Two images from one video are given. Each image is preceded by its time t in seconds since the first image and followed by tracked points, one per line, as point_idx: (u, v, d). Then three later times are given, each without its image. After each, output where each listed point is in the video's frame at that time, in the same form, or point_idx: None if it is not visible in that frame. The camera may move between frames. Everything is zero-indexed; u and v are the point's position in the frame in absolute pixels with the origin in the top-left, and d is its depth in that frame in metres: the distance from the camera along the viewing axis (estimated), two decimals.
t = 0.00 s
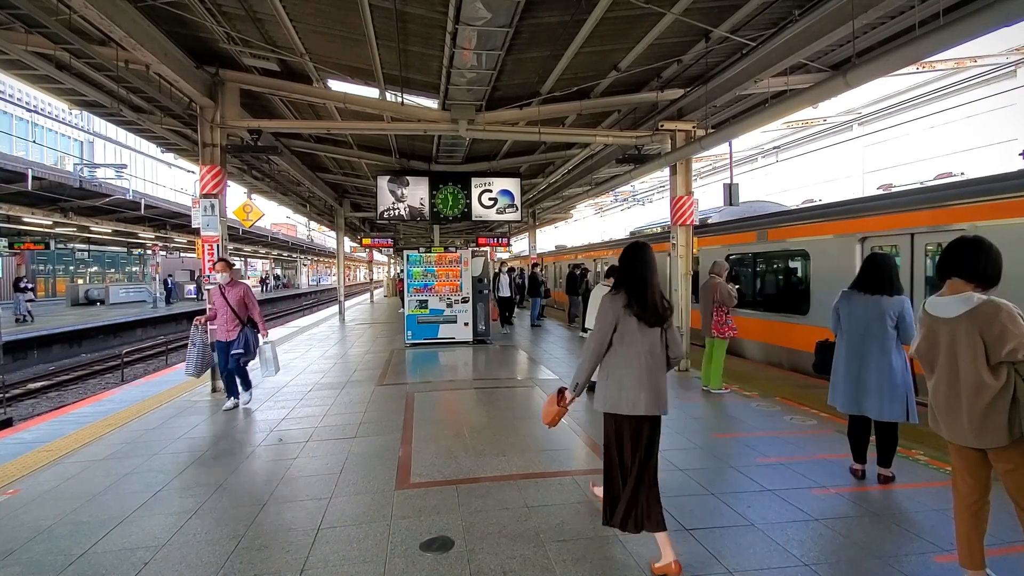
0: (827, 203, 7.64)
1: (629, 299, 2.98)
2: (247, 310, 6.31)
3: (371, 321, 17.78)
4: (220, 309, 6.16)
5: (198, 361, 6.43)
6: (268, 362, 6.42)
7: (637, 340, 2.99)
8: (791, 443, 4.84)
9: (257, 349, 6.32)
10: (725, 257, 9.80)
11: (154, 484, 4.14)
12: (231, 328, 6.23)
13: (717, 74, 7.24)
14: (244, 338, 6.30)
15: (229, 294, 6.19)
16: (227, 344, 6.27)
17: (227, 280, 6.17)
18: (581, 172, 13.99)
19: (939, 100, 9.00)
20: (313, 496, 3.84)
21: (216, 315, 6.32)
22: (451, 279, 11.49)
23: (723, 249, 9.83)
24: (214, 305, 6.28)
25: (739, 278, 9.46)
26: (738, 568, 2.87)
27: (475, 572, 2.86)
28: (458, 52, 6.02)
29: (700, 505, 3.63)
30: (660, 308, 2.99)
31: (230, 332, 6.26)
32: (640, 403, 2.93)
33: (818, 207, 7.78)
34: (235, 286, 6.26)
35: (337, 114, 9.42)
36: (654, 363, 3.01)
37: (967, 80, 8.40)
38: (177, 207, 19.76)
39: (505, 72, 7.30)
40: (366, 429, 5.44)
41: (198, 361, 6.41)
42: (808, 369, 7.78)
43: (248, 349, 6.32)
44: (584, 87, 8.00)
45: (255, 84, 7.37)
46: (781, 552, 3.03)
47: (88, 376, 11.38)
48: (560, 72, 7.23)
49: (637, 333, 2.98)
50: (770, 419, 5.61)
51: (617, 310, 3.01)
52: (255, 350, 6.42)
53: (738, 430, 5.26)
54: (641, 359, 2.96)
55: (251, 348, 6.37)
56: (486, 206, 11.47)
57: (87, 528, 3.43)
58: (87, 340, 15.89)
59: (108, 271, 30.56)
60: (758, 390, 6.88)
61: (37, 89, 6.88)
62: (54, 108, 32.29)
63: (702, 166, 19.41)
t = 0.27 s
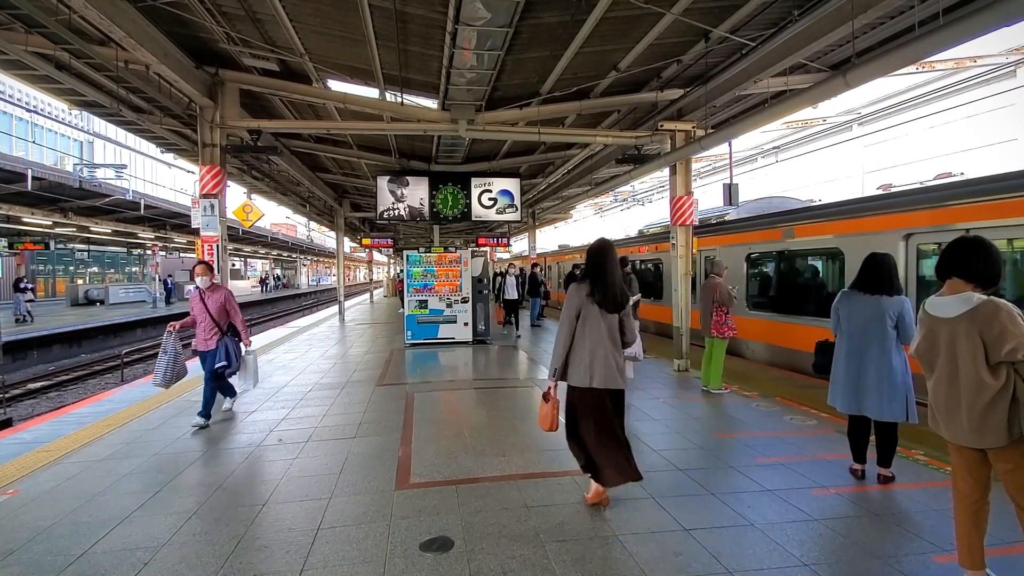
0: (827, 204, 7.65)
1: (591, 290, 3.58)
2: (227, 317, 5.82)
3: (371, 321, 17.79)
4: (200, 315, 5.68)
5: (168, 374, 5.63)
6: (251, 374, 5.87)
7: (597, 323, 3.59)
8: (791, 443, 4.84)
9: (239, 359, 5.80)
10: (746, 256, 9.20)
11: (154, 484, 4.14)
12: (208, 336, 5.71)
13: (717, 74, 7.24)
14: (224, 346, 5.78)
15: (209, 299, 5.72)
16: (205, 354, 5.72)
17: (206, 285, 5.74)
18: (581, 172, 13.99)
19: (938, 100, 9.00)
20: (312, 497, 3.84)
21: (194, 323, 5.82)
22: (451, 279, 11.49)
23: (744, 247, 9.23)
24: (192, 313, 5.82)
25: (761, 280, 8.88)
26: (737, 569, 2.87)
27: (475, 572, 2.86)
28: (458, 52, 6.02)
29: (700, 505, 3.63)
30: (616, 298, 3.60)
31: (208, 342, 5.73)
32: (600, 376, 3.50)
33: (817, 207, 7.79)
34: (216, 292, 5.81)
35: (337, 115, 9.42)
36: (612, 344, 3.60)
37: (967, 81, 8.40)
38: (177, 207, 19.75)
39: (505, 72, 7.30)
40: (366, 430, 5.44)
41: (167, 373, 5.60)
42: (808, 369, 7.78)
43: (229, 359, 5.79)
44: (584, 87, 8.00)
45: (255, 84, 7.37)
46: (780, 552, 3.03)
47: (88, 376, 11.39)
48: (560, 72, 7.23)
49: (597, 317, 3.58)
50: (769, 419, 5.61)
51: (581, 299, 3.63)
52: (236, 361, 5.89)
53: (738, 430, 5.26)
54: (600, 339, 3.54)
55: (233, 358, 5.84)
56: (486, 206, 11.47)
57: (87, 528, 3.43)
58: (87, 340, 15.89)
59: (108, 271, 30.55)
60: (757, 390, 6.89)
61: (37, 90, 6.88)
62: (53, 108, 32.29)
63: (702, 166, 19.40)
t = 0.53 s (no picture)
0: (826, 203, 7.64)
1: (560, 293, 3.85)
2: (206, 317, 5.45)
3: (371, 321, 17.78)
4: (175, 314, 5.31)
5: (138, 381, 5.27)
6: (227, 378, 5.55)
7: (567, 324, 3.85)
8: (790, 443, 4.84)
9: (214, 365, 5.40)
10: (768, 254, 8.62)
11: (152, 484, 4.13)
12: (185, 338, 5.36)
13: (716, 74, 7.24)
14: (200, 350, 5.38)
15: (185, 298, 5.33)
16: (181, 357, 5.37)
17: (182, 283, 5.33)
18: (580, 172, 13.99)
19: (936, 100, 9.02)
20: (312, 497, 3.84)
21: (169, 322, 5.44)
22: (450, 279, 11.49)
23: (765, 244, 8.67)
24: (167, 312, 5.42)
25: (785, 280, 8.30)
26: (737, 568, 2.87)
27: (474, 572, 2.86)
28: (457, 52, 6.02)
29: (699, 505, 3.63)
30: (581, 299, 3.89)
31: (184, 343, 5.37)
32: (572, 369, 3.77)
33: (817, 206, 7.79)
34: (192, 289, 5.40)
35: (336, 114, 9.42)
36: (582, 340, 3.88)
37: (966, 80, 8.41)
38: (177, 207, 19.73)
39: (504, 72, 7.30)
40: (366, 429, 5.43)
41: (136, 380, 5.24)
42: (808, 368, 7.77)
43: (204, 365, 5.38)
44: (583, 87, 7.99)
45: (254, 84, 7.36)
46: (780, 552, 3.04)
47: (87, 376, 11.38)
48: (559, 72, 7.23)
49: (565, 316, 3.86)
50: (769, 419, 5.61)
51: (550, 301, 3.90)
52: (213, 366, 5.50)
53: (737, 430, 5.25)
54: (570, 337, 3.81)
55: (209, 362, 5.45)
56: (486, 206, 11.46)
57: (86, 528, 3.43)
58: (86, 340, 15.87)
59: (107, 271, 30.53)
60: (756, 390, 6.89)
61: (36, 89, 6.87)
62: (52, 108, 32.26)
63: (702, 166, 19.40)
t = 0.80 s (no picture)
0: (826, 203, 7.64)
1: (533, 285, 4.49)
2: (176, 327, 5.06)
3: (371, 321, 17.77)
4: (140, 326, 4.88)
5: (106, 396, 4.93)
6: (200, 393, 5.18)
7: (539, 312, 4.45)
8: (790, 443, 4.84)
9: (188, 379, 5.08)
10: (792, 252, 8.06)
11: (151, 484, 4.13)
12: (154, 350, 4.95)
13: (716, 74, 7.24)
14: (171, 363, 5.03)
15: (154, 306, 4.94)
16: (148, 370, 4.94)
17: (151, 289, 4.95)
18: (580, 171, 13.98)
19: (936, 100, 9.01)
20: (311, 496, 3.84)
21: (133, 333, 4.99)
22: (450, 279, 11.49)
23: (789, 242, 8.10)
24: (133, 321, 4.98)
25: (810, 280, 7.74)
26: (736, 568, 2.87)
27: (473, 572, 2.85)
28: (457, 51, 6.01)
29: (699, 504, 3.62)
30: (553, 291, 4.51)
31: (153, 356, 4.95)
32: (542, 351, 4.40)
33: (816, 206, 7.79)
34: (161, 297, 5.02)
35: (335, 114, 9.42)
36: (551, 328, 4.48)
37: (966, 80, 8.40)
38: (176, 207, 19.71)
39: (503, 71, 7.29)
40: (365, 429, 5.43)
41: (104, 396, 4.90)
42: (807, 368, 7.77)
43: (175, 379, 5.05)
44: (583, 87, 7.98)
45: (254, 84, 7.35)
46: (779, 551, 3.04)
47: (87, 376, 11.37)
48: (559, 71, 7.22)
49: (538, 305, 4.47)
50: (768, 419, 5.61)
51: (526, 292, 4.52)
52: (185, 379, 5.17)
53: (736, 430, 5.25)
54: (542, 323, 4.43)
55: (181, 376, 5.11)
56: (485, 206, 11.47)
57: (85, 528, 3.42)
58: (85, 340, 15.85)
59: (107, 271, 30.50)
60: (756, 390, 6.89)
61: (35, 89, 6.86)
62: (51, 108, 32.23)
63: (702, 166, 19.39)
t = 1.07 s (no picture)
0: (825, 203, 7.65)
1: (516, 289, 4.62)
2: (145, 326, 4.59)
3: (370, 321, 17.76)
4: (105, 327, 4.46)
5: (74, 406, 4.42)
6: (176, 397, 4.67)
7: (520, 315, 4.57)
8: (789, 442, 4.84)
9: (156, 378, 4.47)
10: (817, 251, 7.51)
11: (151, 484, 4.13)
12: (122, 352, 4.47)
13: (716, 73, 7.24)
14: (137, 363, 4.47)
15: (119, 303, 4.51)
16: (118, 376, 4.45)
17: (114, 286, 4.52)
18: (579, 171, 13.99)
19: (935, 100, 9.02)
20: (311, 496, 3.84)
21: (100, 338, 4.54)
22: (449, 279, 11.49)
23: (814, 240, 7.55)
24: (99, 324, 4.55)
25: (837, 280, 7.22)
26: (736, 567, 2.88)
27: (472, 572, 2.85)
28: (456, 51, 6.01)
29: (698, 504, 3.63)
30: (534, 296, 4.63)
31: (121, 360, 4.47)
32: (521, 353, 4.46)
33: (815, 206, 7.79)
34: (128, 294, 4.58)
35: (335, 114, 9.42)
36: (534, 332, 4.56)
37: (965, 80, 8.41)
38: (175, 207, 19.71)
39: (503, 71, 7.29)
40: (364, 429, 5.43)
41: (71, 405, 4.38)
42: (807, 368, 7.77)
43: (144, 380, 4.47)
44: (583, 86, 7.98)
45: (254, 83, 7.34)
46: (778, 551, 3.04)
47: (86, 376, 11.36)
48: (558, 71, 7.22)
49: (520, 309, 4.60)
50: (767, 419, 5.61)
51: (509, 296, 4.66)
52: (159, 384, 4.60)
53: (735, 430, 5.25)
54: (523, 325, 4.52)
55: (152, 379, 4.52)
56: (485, 206, 11.48)
57: (85, 529, 3.42)
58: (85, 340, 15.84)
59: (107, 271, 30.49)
60: (755, 390, 6.88)
61: (34, 89, 6.85)
62: (50, 108, 32.23)
63: (701, 166, 19.40)
